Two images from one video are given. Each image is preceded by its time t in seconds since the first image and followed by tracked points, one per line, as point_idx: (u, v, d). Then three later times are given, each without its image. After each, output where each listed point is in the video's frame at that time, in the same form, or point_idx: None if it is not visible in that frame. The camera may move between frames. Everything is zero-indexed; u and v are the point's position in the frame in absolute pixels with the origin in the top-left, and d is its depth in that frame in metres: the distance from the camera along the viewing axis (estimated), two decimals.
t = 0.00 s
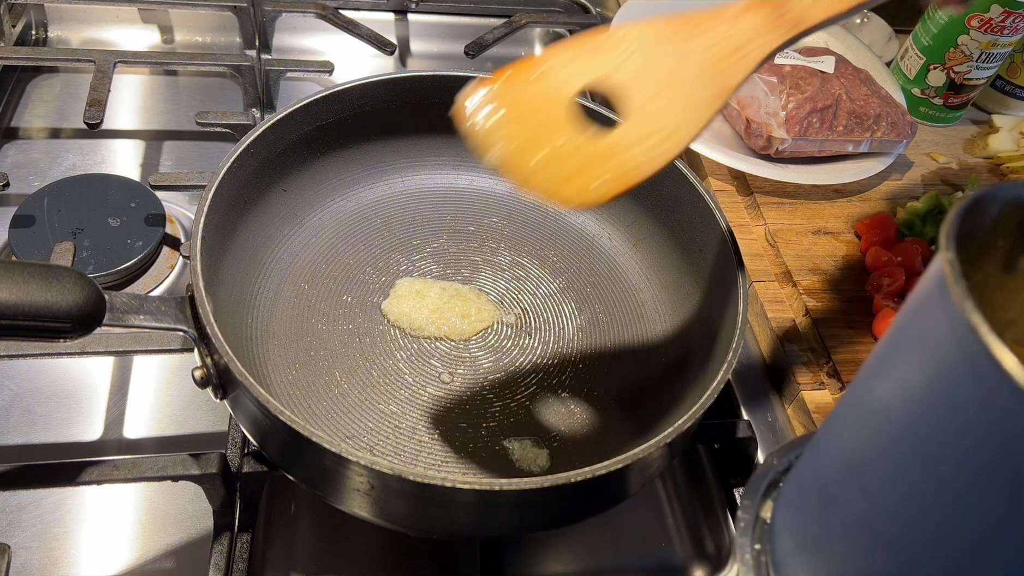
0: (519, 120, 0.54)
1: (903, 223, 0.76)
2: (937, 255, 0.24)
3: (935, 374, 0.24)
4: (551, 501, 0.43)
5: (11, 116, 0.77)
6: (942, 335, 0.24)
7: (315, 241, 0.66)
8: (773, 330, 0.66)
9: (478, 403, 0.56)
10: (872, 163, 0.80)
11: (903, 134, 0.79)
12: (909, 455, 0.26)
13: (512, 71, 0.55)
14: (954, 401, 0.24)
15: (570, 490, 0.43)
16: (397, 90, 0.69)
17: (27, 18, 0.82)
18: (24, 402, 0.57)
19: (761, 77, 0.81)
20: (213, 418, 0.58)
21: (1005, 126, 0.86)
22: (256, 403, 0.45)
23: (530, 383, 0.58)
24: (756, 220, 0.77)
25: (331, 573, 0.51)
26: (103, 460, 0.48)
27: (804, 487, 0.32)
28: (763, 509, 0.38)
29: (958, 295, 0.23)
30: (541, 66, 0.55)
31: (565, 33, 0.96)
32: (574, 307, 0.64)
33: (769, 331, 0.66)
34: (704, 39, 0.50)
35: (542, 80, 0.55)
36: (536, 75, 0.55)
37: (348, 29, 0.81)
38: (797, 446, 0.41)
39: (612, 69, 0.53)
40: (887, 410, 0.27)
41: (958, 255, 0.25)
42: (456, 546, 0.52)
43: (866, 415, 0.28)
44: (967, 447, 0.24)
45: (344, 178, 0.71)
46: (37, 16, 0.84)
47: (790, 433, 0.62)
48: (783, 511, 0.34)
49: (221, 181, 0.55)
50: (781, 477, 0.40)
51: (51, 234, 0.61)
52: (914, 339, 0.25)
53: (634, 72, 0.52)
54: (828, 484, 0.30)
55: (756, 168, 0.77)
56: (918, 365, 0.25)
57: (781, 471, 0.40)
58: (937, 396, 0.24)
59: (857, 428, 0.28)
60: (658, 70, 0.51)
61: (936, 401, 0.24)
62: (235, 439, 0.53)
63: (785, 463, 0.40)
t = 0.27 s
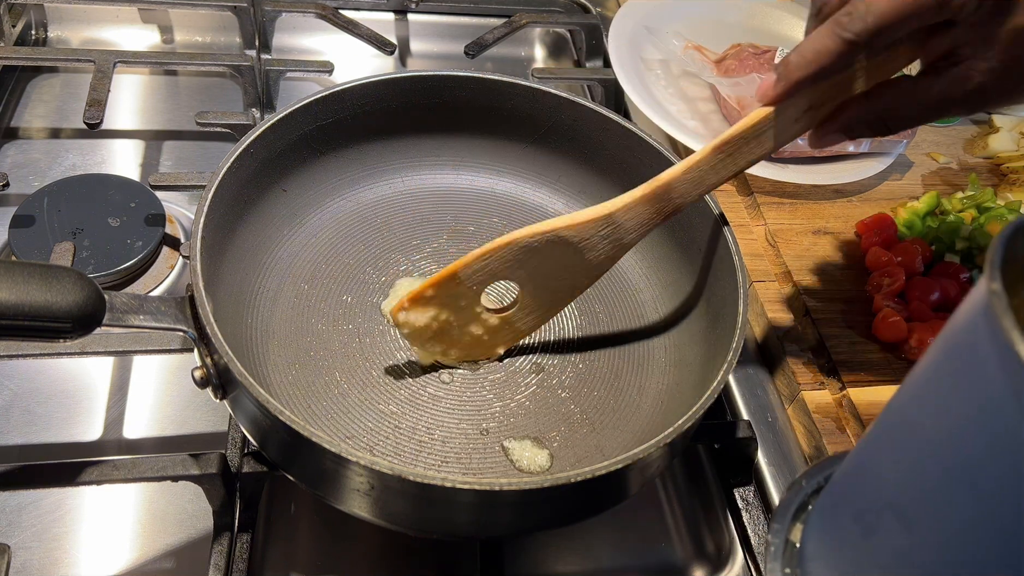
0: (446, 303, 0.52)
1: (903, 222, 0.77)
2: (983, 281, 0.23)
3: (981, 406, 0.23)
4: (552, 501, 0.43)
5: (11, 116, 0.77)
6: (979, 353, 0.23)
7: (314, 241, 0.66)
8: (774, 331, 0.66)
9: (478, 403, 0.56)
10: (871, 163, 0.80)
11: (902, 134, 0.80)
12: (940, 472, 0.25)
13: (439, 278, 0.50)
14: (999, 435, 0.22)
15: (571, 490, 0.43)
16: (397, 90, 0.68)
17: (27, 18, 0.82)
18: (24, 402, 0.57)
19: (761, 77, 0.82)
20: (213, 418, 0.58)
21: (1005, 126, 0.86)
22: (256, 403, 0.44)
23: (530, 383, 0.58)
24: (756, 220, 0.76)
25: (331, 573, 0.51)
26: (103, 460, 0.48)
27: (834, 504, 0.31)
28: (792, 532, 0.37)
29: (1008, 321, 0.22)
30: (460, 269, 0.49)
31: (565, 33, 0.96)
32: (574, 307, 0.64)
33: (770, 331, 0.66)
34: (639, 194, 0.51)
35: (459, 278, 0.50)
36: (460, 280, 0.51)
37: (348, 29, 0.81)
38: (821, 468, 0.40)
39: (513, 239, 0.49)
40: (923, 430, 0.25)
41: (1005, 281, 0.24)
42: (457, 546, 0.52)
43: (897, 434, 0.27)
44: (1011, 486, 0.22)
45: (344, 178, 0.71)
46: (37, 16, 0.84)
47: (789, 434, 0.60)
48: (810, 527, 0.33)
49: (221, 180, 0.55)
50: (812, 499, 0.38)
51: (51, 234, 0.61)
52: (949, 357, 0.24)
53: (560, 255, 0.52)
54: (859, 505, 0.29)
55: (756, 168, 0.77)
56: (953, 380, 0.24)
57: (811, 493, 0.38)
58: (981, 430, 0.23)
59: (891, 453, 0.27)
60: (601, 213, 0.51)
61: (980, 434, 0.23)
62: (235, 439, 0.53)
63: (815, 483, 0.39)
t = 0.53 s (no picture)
0: (439, 273, 0.51)
1: (904, 222, 0.77)
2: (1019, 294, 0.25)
3: None
4: (552, 502, 0.43)
5: (11, 116, 0.77)
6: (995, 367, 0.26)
7: (315, 241, 0.66)
8: (774, 332, 0.66)
9: (479, 403, 0.56)
10: (872, 163, 0.80)
11: (902, 135, 0.80)
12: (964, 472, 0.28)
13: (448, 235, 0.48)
14: None
15: (570, 490, 0.42)
16: (397, 90, 0.68)
17: (27, 18, 0.82)
18: (24, 402, 0.57)
19: (761, 77, 0.82)
20: (213, 418, 0.58)
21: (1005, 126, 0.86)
22: (256, 403, 0.44)
23: (530, 384, 0.58)
24: (756, 220, 0.76)
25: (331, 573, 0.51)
26: (103, 460, 0.48)
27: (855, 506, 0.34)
28: (807, 546, 0.40)
29: None
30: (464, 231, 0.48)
31: (565, 33, 0.96)
32: (574, 307, 0.64)
33: (770, 332, 0.66)
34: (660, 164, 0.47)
35: (459, 243, 0.49)
36: (463, 241, 0.49)
37: (348, 29, 0.81)
38: (836, 482, 0.43)
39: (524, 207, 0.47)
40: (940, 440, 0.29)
41: None
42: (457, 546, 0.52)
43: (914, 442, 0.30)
44: None
45: (344, 178, 0.71)
46: (37, 16, 0.84)
47: (788, 433, 0.60)
48: (843, 511, 0.36)
49: (221, 180, 0.55)
50: (825, 512, 0.41)
51: (50, 234, 0.61)
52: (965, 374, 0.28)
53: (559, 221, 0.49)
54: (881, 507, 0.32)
55: (756, 169, 0.77)
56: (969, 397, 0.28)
57: (824, 506, 0.42)
58: None
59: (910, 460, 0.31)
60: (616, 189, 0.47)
61: None
62: (235, 439, 0.53)
63: (828, 497, 0.42)
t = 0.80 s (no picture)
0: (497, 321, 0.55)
1: (903, 222, 0.77)
2: None
3: None
4: (553, 501, 0.43)
5: (11, 116, 0.77)
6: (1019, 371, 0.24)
7: (314, 241, 0.66)
8: (774, 331, 0.65)
9: (478, 403, 0.56)
10: (872, 163, 0.81)
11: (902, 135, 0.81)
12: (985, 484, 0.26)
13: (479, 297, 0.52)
14: None
15: (571, 490, 0.42)
16: (397, 90, 0.68)
17: (27, 18, 0.82)
18: (24, 402, 0.57)
19: (761, 77, 0.82)
20: (213, 418, 0.58)
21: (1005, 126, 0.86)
22: (256, 403, 0.44)
23: (531, 384, 0.58)
24: (756, 220, 0.76)
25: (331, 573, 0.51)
26: (103, 460, 0.48)
27: (868, 515, 0.32)
28: (825, 546, 0.37)
29: None
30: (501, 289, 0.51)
31: (565, 33, 0.96)
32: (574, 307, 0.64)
33: (770, 332, 0.66)
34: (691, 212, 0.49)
35: (502, 295, 0.52)
36: (500, 301, 0.52)
37: (348, 29, 0.81)
38: (855, 479, 0.40)
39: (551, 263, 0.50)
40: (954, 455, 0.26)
41: None
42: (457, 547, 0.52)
43: (921, 451, 0.28)
44: None
45: (343, 178, 0.71)
46: (38, 16, 0.84)
47: (789, 433, 0.60)
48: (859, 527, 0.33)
49: (221, 180, 0.55)
50: (844, 510, 0.39)
51: (50, 234, 0.61)
52: (978, 383, 0.25)
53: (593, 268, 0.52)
54: (893, 525, 0.30)
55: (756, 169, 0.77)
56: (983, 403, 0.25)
57: (844, 503, 0.39)
58: None
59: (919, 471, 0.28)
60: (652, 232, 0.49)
61: None
62: (235, 439, 0.53)
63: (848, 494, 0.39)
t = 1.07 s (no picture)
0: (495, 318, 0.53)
1: (903, 222, 0.77)
2: None
3: None
4: (552, 501, 0.43)
5: (11, 115, 0.77)
6: None
7: (314, 241, 0.66)
8: (774, 331, 0.66)
9: (478, 403, 0.56)
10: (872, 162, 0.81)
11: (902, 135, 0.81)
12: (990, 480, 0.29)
13: (491, 284, 0.50)
14: None
15: (570, 490, 0.43)
16: (397, 90, 0.68)
17: (27, 18, 0.82)
18: (24, 402, 0.57)
19: (761, 77, 0.82)
20: (213, 418, 0.58)
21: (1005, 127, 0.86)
22: (256, 403, 0.44)
23: (531, 384, 0.58)
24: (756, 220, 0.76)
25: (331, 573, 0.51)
26: (103, 460, 0.48)
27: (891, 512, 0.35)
28: (847, 537, 0.42)
29: None
30: (514, 280, 0.49)
31: (565, 33, 0.96)
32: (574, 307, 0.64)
33: (770, 331, 0.66)
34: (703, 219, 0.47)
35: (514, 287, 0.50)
36: (512, 291, 0.50)
37: (348, 29, 0.81)
38: (878, 470, 0.44)
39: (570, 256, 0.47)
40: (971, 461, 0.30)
41: None
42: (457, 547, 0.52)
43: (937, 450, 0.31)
44: None
45: (343, 178, 0.71)
46: (37, 16, 0.84)
47: (789, 433, 0.61)
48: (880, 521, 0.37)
49: (221, 181, 0.55)
50: (866, 501, 0.43)
51: (50, 234, 0.61)
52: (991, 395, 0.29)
53: (610, 268, 0.49)
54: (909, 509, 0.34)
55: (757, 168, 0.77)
56: (993, 415, 0.28)
57: (866, 494, 0.43)
58: None
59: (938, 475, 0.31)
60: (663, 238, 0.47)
61: None
62: (235, 439, 0.53)
63: (869, 487, 0.43)
